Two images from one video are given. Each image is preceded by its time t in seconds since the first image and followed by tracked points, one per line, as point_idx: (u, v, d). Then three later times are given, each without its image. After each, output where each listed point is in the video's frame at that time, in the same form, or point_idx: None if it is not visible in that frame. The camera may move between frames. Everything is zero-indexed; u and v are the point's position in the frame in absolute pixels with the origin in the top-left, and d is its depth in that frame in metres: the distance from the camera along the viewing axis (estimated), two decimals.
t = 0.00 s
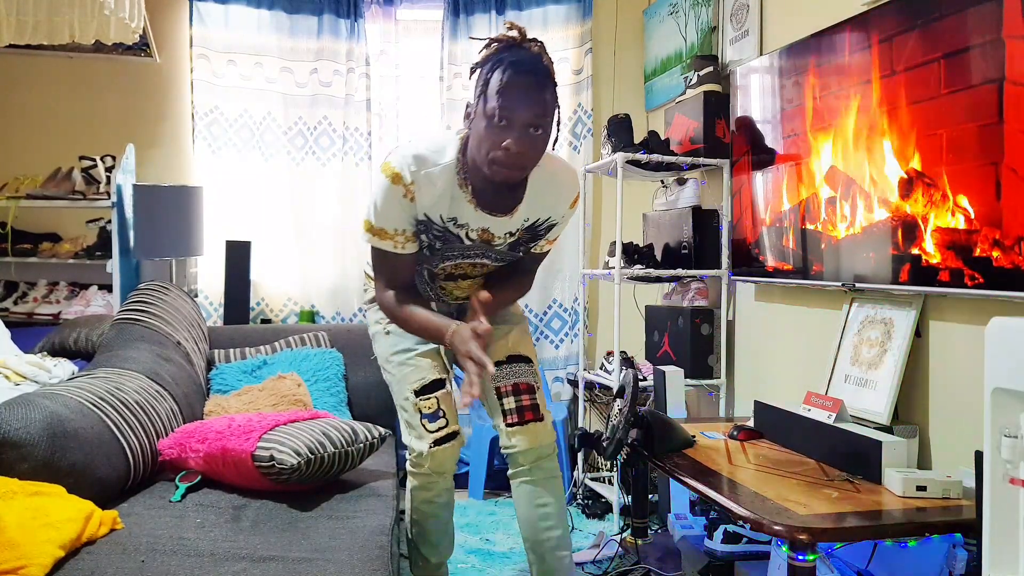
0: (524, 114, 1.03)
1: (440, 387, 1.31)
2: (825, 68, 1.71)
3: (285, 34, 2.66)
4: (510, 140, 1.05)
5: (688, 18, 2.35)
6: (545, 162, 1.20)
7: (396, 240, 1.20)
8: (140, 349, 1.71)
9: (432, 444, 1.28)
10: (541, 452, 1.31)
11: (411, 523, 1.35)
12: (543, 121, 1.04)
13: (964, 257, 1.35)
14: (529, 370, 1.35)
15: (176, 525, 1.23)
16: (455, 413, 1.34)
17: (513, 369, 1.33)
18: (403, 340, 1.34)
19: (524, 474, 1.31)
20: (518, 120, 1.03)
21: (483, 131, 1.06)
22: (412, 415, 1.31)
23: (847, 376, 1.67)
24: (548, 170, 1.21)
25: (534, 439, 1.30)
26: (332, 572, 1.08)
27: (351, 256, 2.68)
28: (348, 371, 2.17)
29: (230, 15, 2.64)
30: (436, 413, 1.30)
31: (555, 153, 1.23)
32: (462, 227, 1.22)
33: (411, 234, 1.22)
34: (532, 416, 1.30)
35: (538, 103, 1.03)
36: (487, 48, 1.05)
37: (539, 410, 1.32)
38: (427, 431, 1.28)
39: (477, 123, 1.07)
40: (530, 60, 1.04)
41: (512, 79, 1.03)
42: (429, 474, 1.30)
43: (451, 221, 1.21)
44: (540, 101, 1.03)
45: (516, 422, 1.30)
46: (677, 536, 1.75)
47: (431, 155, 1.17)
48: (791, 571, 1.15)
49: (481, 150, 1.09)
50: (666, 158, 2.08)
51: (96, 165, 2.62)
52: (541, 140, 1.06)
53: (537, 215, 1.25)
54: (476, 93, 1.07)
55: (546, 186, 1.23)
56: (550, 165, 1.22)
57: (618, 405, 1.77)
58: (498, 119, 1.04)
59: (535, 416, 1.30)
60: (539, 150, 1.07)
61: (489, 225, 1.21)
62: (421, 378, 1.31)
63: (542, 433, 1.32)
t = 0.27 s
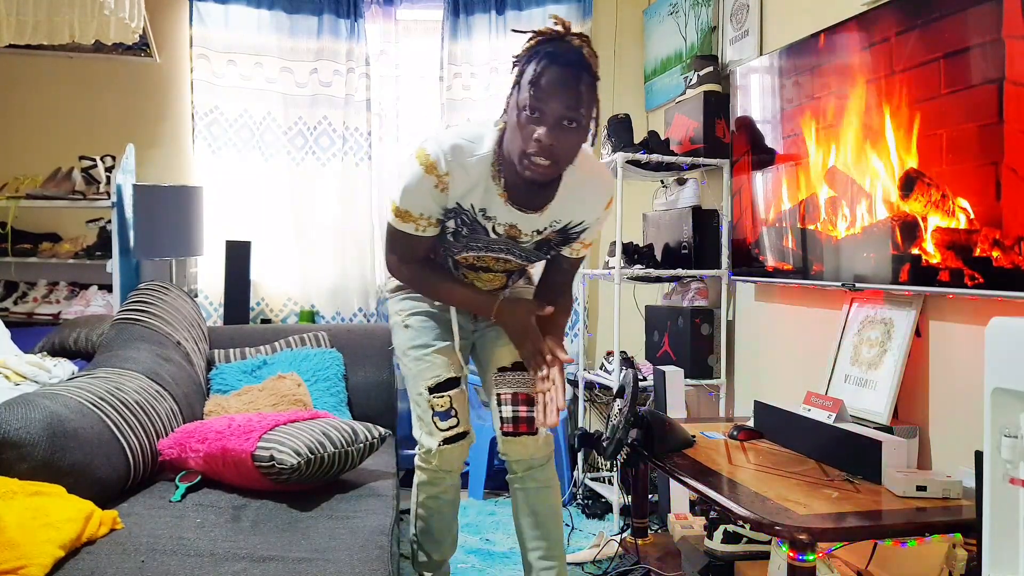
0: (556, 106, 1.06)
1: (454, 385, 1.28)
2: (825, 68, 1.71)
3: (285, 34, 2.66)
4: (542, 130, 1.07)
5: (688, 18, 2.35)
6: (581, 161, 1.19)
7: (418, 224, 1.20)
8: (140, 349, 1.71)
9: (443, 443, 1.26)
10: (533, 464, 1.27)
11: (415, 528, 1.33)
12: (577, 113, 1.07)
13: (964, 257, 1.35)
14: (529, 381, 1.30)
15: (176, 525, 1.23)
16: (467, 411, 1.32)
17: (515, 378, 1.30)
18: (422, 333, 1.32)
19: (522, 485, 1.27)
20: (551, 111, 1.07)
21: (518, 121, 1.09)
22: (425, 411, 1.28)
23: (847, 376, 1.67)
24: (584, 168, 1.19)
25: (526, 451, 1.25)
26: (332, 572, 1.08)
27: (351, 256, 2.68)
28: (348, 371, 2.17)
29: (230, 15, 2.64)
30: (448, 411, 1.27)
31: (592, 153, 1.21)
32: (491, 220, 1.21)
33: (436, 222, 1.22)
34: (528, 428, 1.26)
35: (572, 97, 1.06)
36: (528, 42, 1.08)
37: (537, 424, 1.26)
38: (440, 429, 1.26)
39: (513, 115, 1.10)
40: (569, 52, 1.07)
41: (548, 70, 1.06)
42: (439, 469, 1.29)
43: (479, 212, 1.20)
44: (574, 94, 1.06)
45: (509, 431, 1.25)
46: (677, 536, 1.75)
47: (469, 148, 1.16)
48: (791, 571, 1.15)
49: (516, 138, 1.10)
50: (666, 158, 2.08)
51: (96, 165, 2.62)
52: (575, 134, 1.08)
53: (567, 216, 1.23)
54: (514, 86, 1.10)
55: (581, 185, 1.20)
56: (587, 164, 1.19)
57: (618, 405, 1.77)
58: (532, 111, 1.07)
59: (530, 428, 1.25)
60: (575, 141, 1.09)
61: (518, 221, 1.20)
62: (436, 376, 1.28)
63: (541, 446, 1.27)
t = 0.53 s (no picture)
0: (580, 117, 1.06)
1: (474, 383, 1.29)
2: (825, 68, 1.71)
3: (285, 34, 2.66)
4: (565, 141, 1.08)
5: (688, 18, 2.35)
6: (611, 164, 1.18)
7: (452, 228, 1.21)
8: (141, 349, 1.71)
9: (450, 438, 1.27)
10: (554, 468, 1.23)
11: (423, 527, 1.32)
12: (602, 124, 1.07)
13: (964, 257, 1.35)
14: (564, 384, 1.25)
15: (176, 525, 1.23)
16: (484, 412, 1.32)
17: (545, 377, 1.25)
18: (451, 327, 1.30)
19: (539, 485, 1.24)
20: (575, 122, 1.07)
21: (543, 130, 1.10)
22: (441, 404, 1.29)
23: (847, 375, 1.67)
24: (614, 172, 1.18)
25: (547, 454, 1.23)
26: (331, 572, 1.08)
27: (351, 256, 2.68)
28: (348, 371, 2.17)
29: (230, 15, 2.64)
30: (464, 408, 1.28)
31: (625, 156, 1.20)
32: (521, 224, 1.21)
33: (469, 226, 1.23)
34: (551, 430, 1.23)
35: (598, 108, 1.06)
36: (554, 48, 1.07)
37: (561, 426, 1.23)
38: (450, 424, 1.27)
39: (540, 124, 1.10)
40: (596, 60, 1.06)
41: (573, 79, 1.06)
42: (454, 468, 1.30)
43: (510, 217, 1.21)
44: (599, 104, 1.06)
45: (533, 432, 1.24)
46: (677, 536, 1.76)
47: (497, 150, 1.19)
48: (791, 571, 1.15)
49: (541, 145, 1.11)
50: (666, 158, 2.08)
51: (96, 165, 2.62)
52: (599, 145, 1.08)
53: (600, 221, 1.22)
54: (542, 90, 1.10)
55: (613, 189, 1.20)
56: (619, 166, 1.19)
57: (618, 405, 1.77)
58: (556, 122, 1.08)
59: (552, 430, 1.23)
60: (600, 152, 1.09)
61: (547, 226, 1.20)
62: (456, 371, 1.29)
63: (563, 450, 1.24)
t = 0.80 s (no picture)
0: (564, 115, 1.03)
1: (469, 383, 1.24)
2: (825, 68, 1.71)
3: (285, 34, 2.66)
4: (551, 139, 1.05)
5: (688, 18, 2.35)
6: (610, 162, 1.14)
7: (464, 227, 1.19)
8: (141, 349, 1.71)
9: (432, 432, 1.22)
10: (570, 472, 1.15)
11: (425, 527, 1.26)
12: (587, 121, 1.03)
13: (964, 257, 1.35)
14: (586, 385, 1.17)
15: (176, 525, 1.24)
16: (479, 416, 1.25)
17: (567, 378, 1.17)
18: (460, 326, 1.27)
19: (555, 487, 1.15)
20: (559, 119, 1.04)
21: (531, 129, 1.07)
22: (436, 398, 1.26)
23: (847, 375, 1.67)
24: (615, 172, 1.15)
25: (564, 457, 1.14)
26: (331, 572, 1.08)
27: (352, 256, 2.68)
28: (348, 371, 2.17)
29: (230, 15, 2.64)
30: (452, 406, 1.23)
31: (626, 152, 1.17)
32: (526, 223, 1.17)
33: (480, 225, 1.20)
34: (568, 432, 1.15)
35: (581, 105, 1.03)
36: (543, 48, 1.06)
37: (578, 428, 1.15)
38: (434, 418, 1.23)
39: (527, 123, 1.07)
40: (580, 56, 1.03)
41: (557, 76, 1.03)
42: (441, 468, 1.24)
43: (512, 217, 1.17)
44: (583, 102, 1.03)
45: (550, 433, 1.16)
46: (677, 536, 1.76)
47: (501, 149, 1.15)
48: (791, 571, 1.15)
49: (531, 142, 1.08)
50: (666, 158, 2.08)
51: (96, 165, 2.62)
52: (585, 141, 1.04)
53: (605, 222, 1.17)
54: (530, 91, 1.07)
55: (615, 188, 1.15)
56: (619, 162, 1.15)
57: (618, 405, 1.77)
58: (541, 120, 1.05)
59: (569, 432, 1.15)
60: (586, 149, 1.05)
61: (551, 223, 1.15)
62: (453, 367, 1.25)
63: (582, 455, 1.15)
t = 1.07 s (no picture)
0: (530, 100, 1.06)
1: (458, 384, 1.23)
2: (825, 68, 1.72)
3: (285, 34, 2.66)
4: (518, 123, 1.08)
5: (688, 18, 2.35)
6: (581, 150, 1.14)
7: (448, 216, 1.19)
8: (141, 349, 1.71)
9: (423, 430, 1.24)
10: (569, 469, 1.13)
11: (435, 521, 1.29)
12: (551, 105, 1.06)
13: (964, 257, 1.35)
14: (581, 382, 1.15)
15: (177, 525, 1.24)
16: (470, 416, 1.24)
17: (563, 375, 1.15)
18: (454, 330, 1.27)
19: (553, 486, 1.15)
20: (526, 104, 1.07)
21: (498, 114, 1.10)
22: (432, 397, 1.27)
23: (847, 375, 1.67)
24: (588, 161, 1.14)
25: (560, 455, 1.13)
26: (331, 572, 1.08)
27: (352, 256, 2.68)
28: (348, 371, 2.17)
29: (229, 14, 2.64)
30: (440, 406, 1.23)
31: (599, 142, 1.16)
32: (505, 213, 1.17)
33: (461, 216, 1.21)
34: (564, 430, 1.13)
35: (546, 92, 1.06)
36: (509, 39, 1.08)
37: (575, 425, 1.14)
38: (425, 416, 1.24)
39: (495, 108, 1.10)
40: (546, 44, 1.05)
41: (521, 64, 1.05)
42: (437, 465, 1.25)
43: (491, 206, 1.17)
44: (547, 87, 1.05)
45: (546, 431, 1.14)
46: (677, 536, 1.76)
47: (481, 141, 1.15)
48: (791, 571, 1.16)
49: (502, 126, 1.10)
50: (666, 158, 2.08)
51: (96, 165, 2.62)
52: (551, 126, 1.08)
53: (579, 208, 1.16)
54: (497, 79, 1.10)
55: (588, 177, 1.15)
56: (593, 151, 1.15)
57: (618, 405, 1.76)
58: (509, 105, 1.08)
59: (565, 430, 1.13)
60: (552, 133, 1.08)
61: (529, 211, 1.16)
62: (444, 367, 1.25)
63: (579, 451, 1.14)
